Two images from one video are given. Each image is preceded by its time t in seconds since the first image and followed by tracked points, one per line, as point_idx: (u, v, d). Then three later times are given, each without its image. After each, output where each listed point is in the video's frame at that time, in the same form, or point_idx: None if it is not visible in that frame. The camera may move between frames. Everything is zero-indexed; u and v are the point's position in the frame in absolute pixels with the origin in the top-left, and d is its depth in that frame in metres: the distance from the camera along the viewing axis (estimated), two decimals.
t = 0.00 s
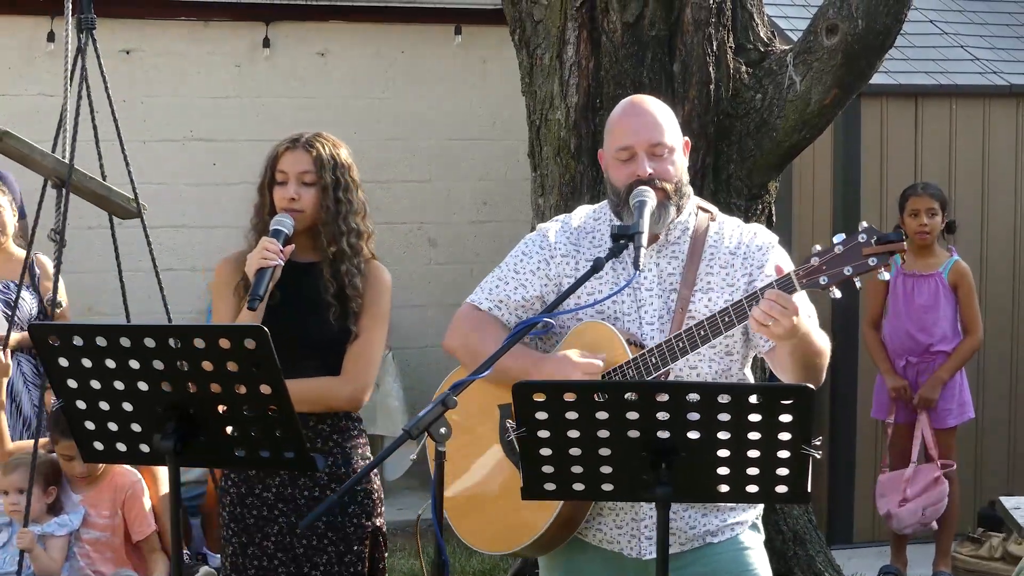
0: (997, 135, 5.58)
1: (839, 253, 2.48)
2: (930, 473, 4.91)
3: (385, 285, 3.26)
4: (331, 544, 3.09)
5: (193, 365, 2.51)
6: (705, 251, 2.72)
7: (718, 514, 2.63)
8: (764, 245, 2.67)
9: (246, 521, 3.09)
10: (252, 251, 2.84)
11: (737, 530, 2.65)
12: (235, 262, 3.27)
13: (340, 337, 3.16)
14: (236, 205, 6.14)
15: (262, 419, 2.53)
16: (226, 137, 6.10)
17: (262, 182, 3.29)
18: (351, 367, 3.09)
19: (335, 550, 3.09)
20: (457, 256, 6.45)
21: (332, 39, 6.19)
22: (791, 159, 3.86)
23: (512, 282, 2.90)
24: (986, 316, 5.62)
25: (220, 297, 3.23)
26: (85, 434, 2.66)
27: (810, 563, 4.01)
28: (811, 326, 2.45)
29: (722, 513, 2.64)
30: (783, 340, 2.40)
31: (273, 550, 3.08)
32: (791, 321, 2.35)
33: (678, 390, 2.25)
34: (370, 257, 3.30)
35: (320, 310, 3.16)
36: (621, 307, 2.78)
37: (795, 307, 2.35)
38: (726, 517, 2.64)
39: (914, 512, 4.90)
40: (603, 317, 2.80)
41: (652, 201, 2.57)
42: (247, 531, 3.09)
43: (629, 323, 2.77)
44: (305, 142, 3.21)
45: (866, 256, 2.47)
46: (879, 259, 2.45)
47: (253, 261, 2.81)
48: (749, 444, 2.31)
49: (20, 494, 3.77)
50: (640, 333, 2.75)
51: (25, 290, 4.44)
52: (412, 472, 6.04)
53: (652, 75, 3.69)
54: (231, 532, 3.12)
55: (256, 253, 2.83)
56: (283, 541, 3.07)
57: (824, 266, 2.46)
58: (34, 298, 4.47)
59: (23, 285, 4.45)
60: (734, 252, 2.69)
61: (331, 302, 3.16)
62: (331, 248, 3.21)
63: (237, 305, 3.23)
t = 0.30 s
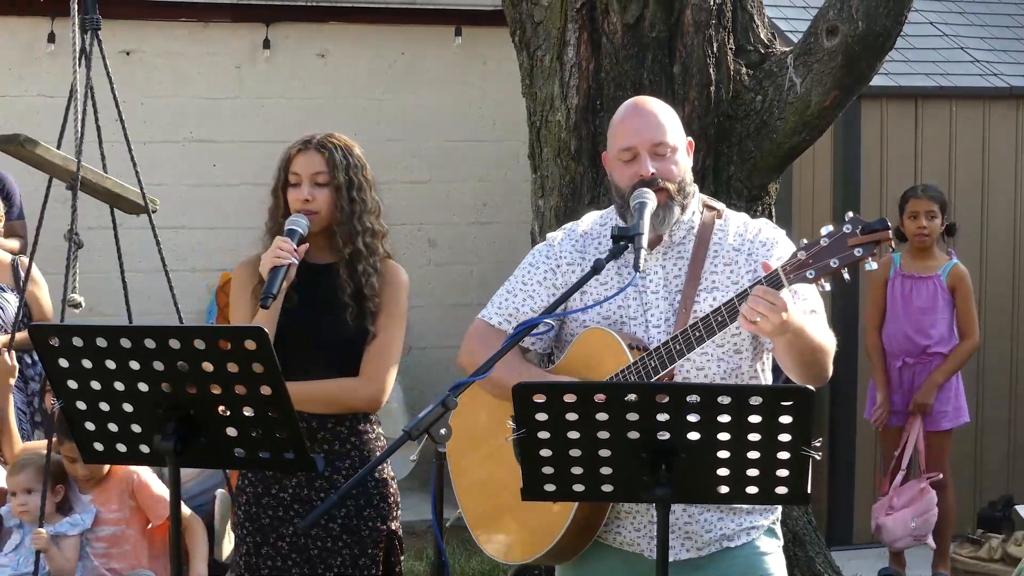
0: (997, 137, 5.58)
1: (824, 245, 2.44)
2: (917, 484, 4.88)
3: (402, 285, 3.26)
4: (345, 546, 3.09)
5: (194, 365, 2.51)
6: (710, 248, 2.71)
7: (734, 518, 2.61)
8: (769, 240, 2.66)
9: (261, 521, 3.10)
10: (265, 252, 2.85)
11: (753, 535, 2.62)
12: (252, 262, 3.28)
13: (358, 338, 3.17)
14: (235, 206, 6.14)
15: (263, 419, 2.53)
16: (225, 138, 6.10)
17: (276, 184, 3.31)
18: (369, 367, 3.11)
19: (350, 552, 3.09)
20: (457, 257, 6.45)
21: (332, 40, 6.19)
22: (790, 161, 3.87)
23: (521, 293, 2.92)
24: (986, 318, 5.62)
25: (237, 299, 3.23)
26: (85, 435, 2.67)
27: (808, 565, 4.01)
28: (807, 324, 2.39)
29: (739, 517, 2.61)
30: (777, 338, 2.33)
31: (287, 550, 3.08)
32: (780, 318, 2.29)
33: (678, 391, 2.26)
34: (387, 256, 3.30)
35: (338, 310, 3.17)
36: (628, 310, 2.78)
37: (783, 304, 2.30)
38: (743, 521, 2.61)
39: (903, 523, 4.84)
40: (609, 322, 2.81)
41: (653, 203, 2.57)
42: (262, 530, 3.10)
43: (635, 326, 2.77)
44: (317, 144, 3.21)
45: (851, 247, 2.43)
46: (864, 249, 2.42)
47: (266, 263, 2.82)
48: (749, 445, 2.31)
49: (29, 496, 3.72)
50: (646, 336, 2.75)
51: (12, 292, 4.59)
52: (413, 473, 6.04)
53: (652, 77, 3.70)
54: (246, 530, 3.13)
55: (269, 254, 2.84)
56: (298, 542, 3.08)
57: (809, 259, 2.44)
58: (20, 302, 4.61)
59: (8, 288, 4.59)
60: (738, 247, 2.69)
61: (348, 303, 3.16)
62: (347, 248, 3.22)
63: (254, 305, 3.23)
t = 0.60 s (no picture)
0: (996, 138, 5.58)
1: (809, 234, 2.42)
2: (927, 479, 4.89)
3: (414, 285, 3.26)
4: (355, 549, 3.09)
5: (194, 367, 2.51)
6: (714, 247, 2.71)
7: (747, 518, 2.60)
8: (772, 236, 2.65)
9: (270, 521, 3.10)
10: (272, 251, 2.86)
11: (767, 536, 2.61)
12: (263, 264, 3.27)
13: (368, 340, 3.17)
14: (235, 207, 6.14)
15: (262, 421, 2.53)
16: (225, 139, 6.10)
17: (288, 187, 3.31)
18: (382, 365, 3.11)
19: (359, 555, 3.10)
20: (457, 258, 6.45)
21: (332, 41, 6.19)
22: (790, 162, 3.86)
23: (529, 299, 2.94)
24: (986, 318, 5.62)
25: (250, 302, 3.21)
26: (84, 436, 2.67)
27: (807, 566, 4.01)
28: (801, 314, 2.39)
29: (752, 517, 2.60)
30: (767, 328, 2.35)
31: (296, 551, 3.08)
32: (766, 309, 2.30)
33: (677, 392, 2.26)
34: (399, 257, 3.30)
35: (348, 312, 3.16)
36: (632, 311, 2.79)
37: (770, 294, 2.30)
38: (755, 522, 2.60)
39: (920, 520, 4.84)
40: (615, 323, 2.81)
41: (652, 204, 2.57)
42: (271, 530, 3.10)
43: (639, 327, 2.78)
44: (327, 145, 3.22)
45: (835, 234, 2.39)
46: (848, 235, 2.38)
47: (272, 261, 2.83)
48: (749, 446, 2.31)
49: (49, 495, 3.70)
50: (650, 335, 2.75)
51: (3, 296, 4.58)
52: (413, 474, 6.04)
53: (652, 78, 3.70)
54: (255, 530, 3.13)
55: (275, 253, 2.85)
56: (308, 543, 3.07)
57: (795, 249, 2.42)
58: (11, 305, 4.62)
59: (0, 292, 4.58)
60: (742, 244, 2.69)
61: (358, 304, 3.16)
62: (356, 251, 3.21)
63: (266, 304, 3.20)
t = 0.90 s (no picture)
0: (995, 138, 5.58)
1: (800, 226, 2.42)
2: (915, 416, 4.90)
3: (418, 285, 3.24)
4: (357, 551, 3.09)
5: (192, 368, 2.50)
6: (715, 246, 2.70)
7: (751, 518, 2.59)
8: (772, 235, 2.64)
9: (273, 521, 3.10)
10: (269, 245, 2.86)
11: (770, 537, 2.60)
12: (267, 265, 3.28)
13: (370, 339, 3.16)
14: (234, 208, 6.14)
15: (261, 422, 2.53)
16: (224, 140, 6.10)
17: (294, 187, 3.31)
18: (382, 368, 3.09)
19: (361, 557, 3.09)
20: (456, 258, 6.45)
21: (331, 42, 6.19)
22: (789, 162, 3.86)
23: (531, 302, 2.93)
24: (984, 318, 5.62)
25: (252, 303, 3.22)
26: (83, 437, 2.67)
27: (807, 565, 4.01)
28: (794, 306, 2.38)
29: (756, 517, 2.60)
30: (762, 321, 2.34)
31: (298, 552, 3.07)
32: (760, 302, 2.29)
33: (676, 393, 2.26)
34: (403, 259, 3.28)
35: (350, 312, 3.16)
36: (633, 312, 2.79)
37: (762, 286, 2.29)
38: (758, 522, 2.59)
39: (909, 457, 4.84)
40: (616, 324, 2.81)
41: (650, 204, 2.56)
42: (273, 531, 3.10)
43: (641, 327, 2.78)
44: (333, 145, 3.22)
45: (826, 224, 2.39)
46: (839, 226, 2.37)
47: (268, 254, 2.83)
48: (748, 447, 2.31)
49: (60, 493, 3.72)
50: (650, 335, 2.74)
51: None
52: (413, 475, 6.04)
53: (650, 79, 3.70)
54: (258, 531, 3.13)
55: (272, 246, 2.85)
56: (309, 544, 3.07)
57: (785, 241, 2.43)
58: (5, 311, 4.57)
59: None
60: (741, 241, 2.68)
61: (360, 304, 3.16)
62: (359, 251, 3.20)
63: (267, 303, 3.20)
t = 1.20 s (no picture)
0: (995, 138, 5.59)
1: (810, 228, 2.42)
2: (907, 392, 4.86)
3: (412, 285, 3.24)
4: (350, 550, 3.09)
5: (192, 368, 2.50)
6: (715, 246, 2.70)
7: (745, 518, 2.59)
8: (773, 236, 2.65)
9: (267, 522, 3.10)
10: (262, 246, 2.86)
11: (765, 535, 2.60)
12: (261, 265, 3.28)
13: (365, 339, 3.16)
14: (234, 208, 6.14)
15: (261, 422, 2.53)
16: (224, 140, 6.10)
17: (290, 186, 3.31)
18: (377, 368, 3.09)
19: (354, 557, 3.10)
20: (456, 258, 6.45)
21: (331, 42, 6.19)
22: (790, 162, 3.86)
23: (528, 296, 2.94)
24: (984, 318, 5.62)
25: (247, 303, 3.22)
26: (83, 437, 2.67)
27: (807, 566, 4.01)
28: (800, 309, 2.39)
29: (751, 516, 2.60)
30: (768, 323, 2.34)
31: (291, 552, 3.08)
32: (769, 304, 2.30)
33: (676, 393, 2.26)
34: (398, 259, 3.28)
35: (346, 312, 3.16)
36: (632, 310, 2.80)
37: (772, 288, 2.29)
38: (753, 521, 2.59)
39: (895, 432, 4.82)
40: (615, 322, 2.82)
41: (650, 205, 2.56)
42: (267, 531, 3.10)
43: (639, 325, 2.78)
44: (327, 145, 3.23)
45: (836, 227, 2.40)
46: (850, 229, 2.38)
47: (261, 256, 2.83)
48: (748, 447, 2.31)
49: (57, 501, 3.72)
50: (650, 334, 2.74)
51: None
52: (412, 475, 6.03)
53: (651, 79, 3.70)
54: (253, 531, 3.13)
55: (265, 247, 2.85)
56: (302, 544, 3.07)
57: (796, 243, 2.42)
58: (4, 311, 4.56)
59: None
60: (742, 242, 2.68)
61: (354, 304, 3.16)
62: (353, 251, 3.21)
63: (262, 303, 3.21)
